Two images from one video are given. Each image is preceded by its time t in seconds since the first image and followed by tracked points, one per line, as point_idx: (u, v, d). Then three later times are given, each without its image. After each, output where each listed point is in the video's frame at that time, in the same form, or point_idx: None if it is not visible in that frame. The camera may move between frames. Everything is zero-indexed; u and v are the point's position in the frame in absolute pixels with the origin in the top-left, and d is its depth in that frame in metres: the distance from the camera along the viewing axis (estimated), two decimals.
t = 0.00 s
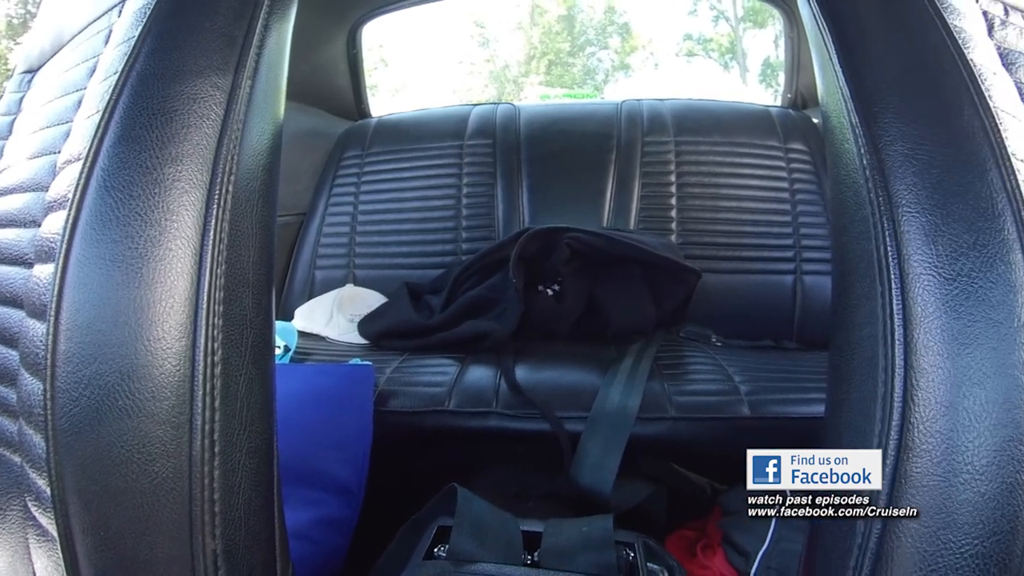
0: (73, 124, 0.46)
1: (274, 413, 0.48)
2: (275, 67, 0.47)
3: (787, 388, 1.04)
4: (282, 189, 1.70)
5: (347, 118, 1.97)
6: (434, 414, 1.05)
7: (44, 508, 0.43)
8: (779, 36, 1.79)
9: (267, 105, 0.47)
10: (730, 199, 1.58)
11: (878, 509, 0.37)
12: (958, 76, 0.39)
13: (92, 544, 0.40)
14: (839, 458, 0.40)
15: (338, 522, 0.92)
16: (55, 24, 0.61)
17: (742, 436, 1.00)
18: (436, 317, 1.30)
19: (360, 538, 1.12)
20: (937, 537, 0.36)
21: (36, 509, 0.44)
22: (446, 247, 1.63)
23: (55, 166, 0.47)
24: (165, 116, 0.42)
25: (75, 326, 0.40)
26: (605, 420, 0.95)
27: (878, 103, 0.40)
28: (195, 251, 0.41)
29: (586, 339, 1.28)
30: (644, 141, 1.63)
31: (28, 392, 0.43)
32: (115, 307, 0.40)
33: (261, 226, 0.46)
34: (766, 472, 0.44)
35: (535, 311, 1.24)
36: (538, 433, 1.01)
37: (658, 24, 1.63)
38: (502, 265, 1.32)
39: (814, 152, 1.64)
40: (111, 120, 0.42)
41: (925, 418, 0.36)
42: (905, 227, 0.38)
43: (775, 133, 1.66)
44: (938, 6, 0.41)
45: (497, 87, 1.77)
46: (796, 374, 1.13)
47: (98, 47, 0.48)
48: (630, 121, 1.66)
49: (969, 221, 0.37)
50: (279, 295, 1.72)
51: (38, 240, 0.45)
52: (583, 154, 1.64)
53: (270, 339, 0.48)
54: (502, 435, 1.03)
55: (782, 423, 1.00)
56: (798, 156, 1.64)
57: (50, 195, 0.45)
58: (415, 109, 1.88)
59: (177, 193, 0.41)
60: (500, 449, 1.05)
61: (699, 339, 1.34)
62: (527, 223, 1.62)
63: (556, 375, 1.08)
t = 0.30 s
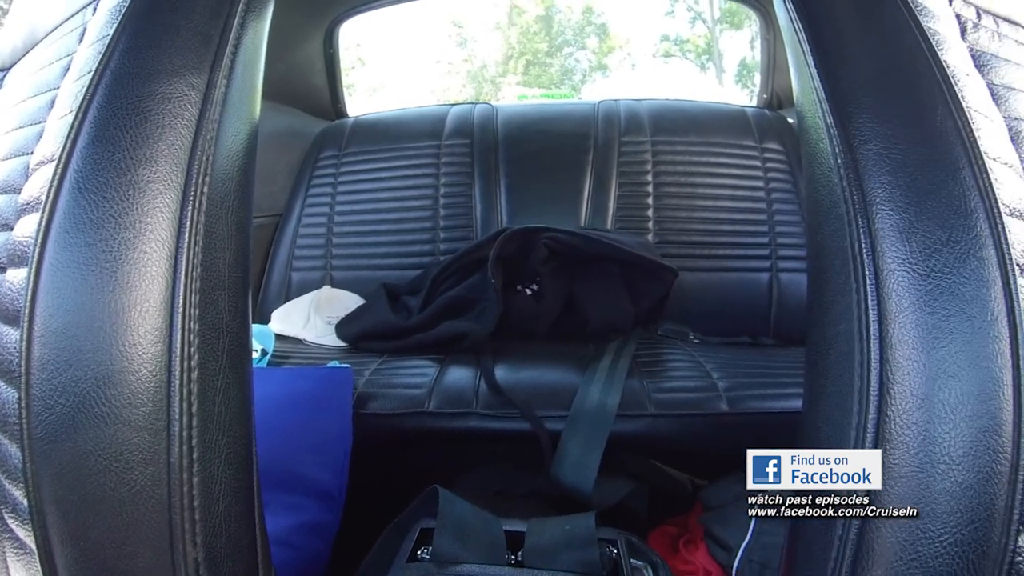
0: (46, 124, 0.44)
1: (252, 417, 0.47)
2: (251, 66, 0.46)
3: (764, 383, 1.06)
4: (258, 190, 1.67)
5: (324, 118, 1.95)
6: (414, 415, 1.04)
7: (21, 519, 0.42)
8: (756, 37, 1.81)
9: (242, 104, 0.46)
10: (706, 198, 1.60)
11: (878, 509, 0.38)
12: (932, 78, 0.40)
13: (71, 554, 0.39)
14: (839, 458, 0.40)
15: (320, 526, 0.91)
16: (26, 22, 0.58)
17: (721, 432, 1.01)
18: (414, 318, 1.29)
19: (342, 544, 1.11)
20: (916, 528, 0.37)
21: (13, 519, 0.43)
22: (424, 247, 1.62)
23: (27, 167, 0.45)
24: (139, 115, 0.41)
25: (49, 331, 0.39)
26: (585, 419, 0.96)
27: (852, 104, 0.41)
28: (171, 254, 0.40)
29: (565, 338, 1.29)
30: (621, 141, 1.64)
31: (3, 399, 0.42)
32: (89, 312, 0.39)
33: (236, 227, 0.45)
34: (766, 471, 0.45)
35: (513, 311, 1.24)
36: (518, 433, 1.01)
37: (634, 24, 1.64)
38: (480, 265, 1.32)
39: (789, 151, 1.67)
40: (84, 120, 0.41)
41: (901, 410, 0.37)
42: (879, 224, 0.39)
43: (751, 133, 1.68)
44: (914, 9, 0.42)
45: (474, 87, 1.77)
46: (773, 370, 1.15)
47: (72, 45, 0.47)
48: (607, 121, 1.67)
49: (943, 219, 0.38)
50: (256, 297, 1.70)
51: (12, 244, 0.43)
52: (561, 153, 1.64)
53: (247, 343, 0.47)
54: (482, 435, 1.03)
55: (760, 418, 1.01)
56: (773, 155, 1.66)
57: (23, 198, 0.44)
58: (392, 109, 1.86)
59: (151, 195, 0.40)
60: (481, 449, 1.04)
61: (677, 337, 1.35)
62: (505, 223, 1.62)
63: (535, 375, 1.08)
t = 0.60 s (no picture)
0: (19, 125, 0.43)
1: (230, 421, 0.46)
2: (226, 66, 0.46)
3: (742, 379, 1.08)
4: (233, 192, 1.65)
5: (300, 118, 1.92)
6: (394, 418, 1.03)
7: None
8: (732, 38, 1.83)
9: (218, 104, 0.45)
10: (683, 198, 1.61)
11: (878, 509, 0.38)
12: (906, 78, 0.41)
13: (51, 567, 0.38)
14: (839, 458, 0.39)
15: (302, 532, 0.89)
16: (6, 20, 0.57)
17: (700, 428, 1.03)
18: (392, 320, 1.28)
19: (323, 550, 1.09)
20: (898, 526, 0.38)
21: None
22: (401, 248, 1.61)
23: None
24: (113, 116, 0.40)
25: (20, 338, 0.38)
26: (566, 417, 0.96)
27: (827, 104, 0.42)
28: (145, 257, 0.39)
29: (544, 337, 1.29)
30: (598, 142, 1.65)
31: None
32: (63, 318, 0.37)
33: (211, 230, 0.45)
34: (766, 470, 0.44)
35: (492, 311, 1.24)
36: (499, 433, 1.01)
37: (611, 25, 1.66)
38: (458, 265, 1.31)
39: (765, 151, 1.69)
40: (56, 121, 0.40)
41: (877, 404, 0.38)
42: (853, 221, 0.40)
43: (727, 133, 1.70)
44: (888, 11, 0.43)
45: (452, 87, 1.77)
46: (751, 367, 1.16)
47: (46, 44, 0.46)
48: (584, 122, 1.68)
49: (916, 216, 0.39)
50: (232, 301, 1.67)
51: None
52: (540, 154, 1.64)
53: (224, 347, 0.46)
54: (463, 436, 1.02)
55: (739, 414, 1.03)
56: (749, 155, 1.68)
57: None
58: (369, 108, 1.85)
59: (125, 197, 0.39)
60: (462, 450, 1.04)
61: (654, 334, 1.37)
62: (483, 223, 1.61)
63: (515, 374, 1.09)
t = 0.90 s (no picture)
0: None
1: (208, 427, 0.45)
2: (201, 65, 0.44)
3: (720, 376, 1.09)
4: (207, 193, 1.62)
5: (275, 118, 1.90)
6: (373, 420, 1.02)
7: None
8: (708, 40, 1.83)
9: (193, 104, 0.44)
10: (660, 197, 1.63)
11: (878, 509, 0.39)
12: (881, 80, 0.42)
13: None
14: (839, 458, 0.39)
15: (283, 538, 0.90)
16: None
17: (680, 424, 1.04)
18: (370, 321, 1.27)
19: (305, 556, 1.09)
20: (898, 526, 0.39)
21: None
22: (379, 249, 1.60)
23: None
24: (87, 116, 0.39)
25: None
26: (546, 416, 0.96)
27: (802, 104, 0.43)
28: (120, 260, 0.38)
29: (522, 336, 1.30)
30: (575, 142, 1.65)
31: None
32: (36, 324, 0.36)
33: (187, 232, 0.43)
34: (766, 471, 0.43)
35: (471, 312, 1.24)
36: (480, 433, 1.01)
37: (590, 26, 1.63)
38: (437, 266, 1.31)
39: (740, 151, 1.70)
40: (28, 121, 0.39)
41: (854, 398, 0.39)
42: (828, 220, 0.41)
43: (703, 133, 1.71)
44: (863, 14, 0.44)
45: (429, 86, 1.74)
46: (728, 363, 1.18)
47: (18, 41, 0.45)
48: (562, 121, 1.68)
49: (890, 214, 0.40)
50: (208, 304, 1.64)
51: None
52: (517, 154, 1.64)
53: (200, 351, 0.45)
54: (443, 437, 1.02)
55: (717, 410, 1.04)
56: (724, 154, 1.70)
57: None
58: (345, 109, 1.82)
59: (99, 199, 0.38)
60: (443, 452, 1.04)
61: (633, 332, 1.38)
62: (461, 223, 1.61)
63: (494, 374, 1.09)
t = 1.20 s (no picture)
0: None
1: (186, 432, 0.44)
2: (177, 64, 0.43)
3: (697, 372, 1.11)
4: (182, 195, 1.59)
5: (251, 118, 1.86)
6: (352, 423, 1.01)
7: None
8: (685, 40, 1.82)
9: (168, 104, 0.43)
10: (638, 195, 1.63)
11: (878, 508, 0.40)
12: (855, 81, 0.43)
13: None
14: (839, 458, 0.39)
15: (263, 544, 0.89)
16: None
17: (659, 421, 1.05)
18: (347, 323, 1.26)
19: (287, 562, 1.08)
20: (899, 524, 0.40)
21: None
22: (355, 250, 1.58)
23: None
24: (60, 116, 0.38)
25: None
26: (526, 416, 0.96)
27: (778, 105, 0.43)
28: (94, 263, 0.37)
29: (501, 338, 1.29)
30: (553, 142, 1.65)
31: None
32: (8, 330, 0.35)
33: (162, 235, 0.42)
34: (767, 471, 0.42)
35: (449, 313, 1.24)
36: (460, 434, 1.01)
37: (569, 25, 1.58)
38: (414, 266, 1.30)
39: (716, 150, 1.71)
40: None
41: (831, 392, 0.40)
42: (804, 218, 0.42)
43: (680, 133, 1.72)
44: (839, 16, 0.45)
45: (406, 86, 1.69)
46: (705, 360, 1.20)
47: None
48: (539, 122, 1.67)
49: (865, 211, 0.41)
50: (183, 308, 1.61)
51: None
52: (495, 154, 1.63)
53: (177, 355, 0.44)
54: (423, 439, 1.01)
55: (695, 405, 1.06)
56: (700, 154, 1.71)
57: None
58: (321, 109, 1.78)
59: (72, 201, 0.37)
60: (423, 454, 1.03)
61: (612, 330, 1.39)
62: (438, 224, 1.59)
63: (474, 375, 1.08)
